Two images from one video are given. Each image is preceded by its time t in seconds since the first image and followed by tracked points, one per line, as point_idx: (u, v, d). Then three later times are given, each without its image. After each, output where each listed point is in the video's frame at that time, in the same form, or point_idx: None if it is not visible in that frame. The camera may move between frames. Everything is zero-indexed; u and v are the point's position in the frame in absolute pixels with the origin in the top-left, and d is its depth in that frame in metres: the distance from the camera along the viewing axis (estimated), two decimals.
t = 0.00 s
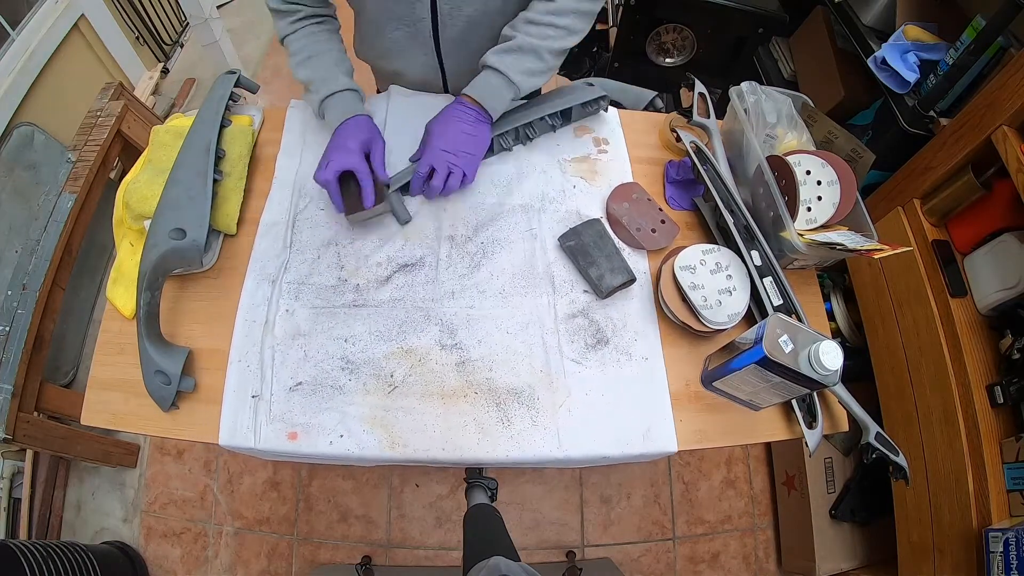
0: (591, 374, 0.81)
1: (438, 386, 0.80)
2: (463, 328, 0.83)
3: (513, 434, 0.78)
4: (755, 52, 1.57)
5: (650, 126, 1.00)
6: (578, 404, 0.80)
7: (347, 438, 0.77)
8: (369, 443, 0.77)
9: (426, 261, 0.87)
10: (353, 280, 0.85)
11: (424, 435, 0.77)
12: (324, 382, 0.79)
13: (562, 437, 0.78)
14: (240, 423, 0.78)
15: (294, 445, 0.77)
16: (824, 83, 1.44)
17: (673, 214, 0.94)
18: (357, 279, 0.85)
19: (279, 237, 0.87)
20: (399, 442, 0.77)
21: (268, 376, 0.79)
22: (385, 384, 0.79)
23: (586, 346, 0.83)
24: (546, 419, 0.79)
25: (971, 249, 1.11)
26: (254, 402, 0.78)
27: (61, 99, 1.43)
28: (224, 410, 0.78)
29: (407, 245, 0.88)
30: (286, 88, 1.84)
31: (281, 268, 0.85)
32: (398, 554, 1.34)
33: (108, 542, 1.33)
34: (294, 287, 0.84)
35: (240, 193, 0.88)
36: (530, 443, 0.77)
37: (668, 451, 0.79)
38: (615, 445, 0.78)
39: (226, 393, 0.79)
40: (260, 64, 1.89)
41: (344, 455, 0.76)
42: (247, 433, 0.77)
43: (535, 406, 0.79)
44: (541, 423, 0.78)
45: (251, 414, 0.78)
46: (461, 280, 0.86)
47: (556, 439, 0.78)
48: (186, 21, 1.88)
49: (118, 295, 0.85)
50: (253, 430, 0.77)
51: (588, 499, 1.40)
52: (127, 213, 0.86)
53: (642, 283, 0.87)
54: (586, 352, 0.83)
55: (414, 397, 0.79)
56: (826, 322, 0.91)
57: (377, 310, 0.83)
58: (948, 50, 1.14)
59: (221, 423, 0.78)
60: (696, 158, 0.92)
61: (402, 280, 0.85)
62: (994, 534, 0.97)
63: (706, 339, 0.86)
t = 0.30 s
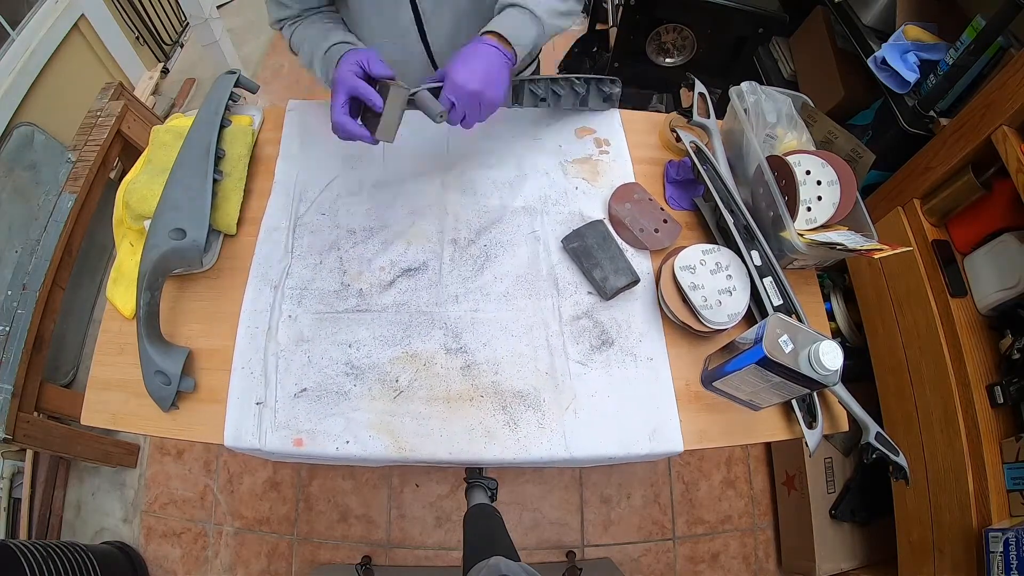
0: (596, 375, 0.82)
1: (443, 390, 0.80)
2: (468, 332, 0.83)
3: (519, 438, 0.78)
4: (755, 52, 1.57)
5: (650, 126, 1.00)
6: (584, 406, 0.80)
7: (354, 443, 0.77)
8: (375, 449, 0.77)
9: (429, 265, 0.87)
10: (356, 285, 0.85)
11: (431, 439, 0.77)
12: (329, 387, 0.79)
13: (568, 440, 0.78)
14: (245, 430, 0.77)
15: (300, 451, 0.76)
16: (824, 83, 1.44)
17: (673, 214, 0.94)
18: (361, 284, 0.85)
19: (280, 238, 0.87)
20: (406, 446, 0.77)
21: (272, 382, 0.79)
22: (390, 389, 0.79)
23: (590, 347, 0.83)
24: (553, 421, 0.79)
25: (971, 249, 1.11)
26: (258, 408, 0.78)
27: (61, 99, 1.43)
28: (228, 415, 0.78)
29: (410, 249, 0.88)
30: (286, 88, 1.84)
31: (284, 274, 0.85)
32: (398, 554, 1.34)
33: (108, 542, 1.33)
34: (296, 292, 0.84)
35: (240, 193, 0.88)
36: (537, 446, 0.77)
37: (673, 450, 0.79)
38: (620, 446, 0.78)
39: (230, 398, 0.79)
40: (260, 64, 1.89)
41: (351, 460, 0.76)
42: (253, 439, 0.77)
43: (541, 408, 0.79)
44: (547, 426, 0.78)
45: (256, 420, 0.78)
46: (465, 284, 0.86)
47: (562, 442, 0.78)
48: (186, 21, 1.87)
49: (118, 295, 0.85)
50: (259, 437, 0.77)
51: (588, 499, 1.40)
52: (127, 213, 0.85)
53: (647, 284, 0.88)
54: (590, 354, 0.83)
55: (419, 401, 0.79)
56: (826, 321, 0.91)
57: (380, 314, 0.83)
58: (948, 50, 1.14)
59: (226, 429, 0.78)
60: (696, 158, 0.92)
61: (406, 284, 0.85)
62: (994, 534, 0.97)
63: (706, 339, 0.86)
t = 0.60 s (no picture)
0: (596, 375, 0.82)
1: (443, 390, 0.80)
2: (468, 332, 0.83)
3: (520, 438, 0.78)
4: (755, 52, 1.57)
5: (651, 126, 1.00)
6: (584, 407, 0.80)
7: (354, 444, 0.77)
8: (376, 449, 0.76)
9: (429, 264, 0.87)
10: (356, 285, 0.85)
11: (431, 438, 0.77)
12: (329, 388, 0.79)
13: (568, 440, 0.78)
14: (245, 431, 0.77)
15: (300, 451, 0.76)
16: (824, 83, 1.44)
17: (674, 214, 0.94)
18: (361, 285, 0.85)
19: (279, 238, 0.87)
20: (406, 446, 0.77)
21: (272, 382, 0.79)
22: (390, 389, 0.79)
23: (591, 348, 0.83)
24: (553, 422, 0.79)
25: (971, 249, 1.11)
26: (258, 408, 0.78)
27: (61, 99, 1.43)
28: (228, 415, 0.78)
29: (410, 249, 0.88)
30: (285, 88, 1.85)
31: (283, 274, 0.85)
32: (398, 554, 1.34)
33: (108, 542, 1.33)
34: (296, 292, 0.84)
35: (240, 193, 0.88)
36: (537, 446, 0.77)
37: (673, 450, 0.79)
38: (620, 446, 0.78)
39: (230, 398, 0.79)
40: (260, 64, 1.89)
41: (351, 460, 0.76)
42: (252, 439, 0.77)
43: (541, 409, 0.79)
44: (547, 426, 0.78)
45: (256, 420, 0.78)
46: (465, 284, 0.86)
47: (562, 442, 0.78)
48: (186, 21, 1.87)
49: (117, 295, 0.85)
50: (259, 436, 0.77)
51: (588, 500, 1.40)
52: (127, 213, 0.85)
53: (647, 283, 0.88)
54: (591, 354, 0.83)
55: (419, 401, 0.79)
56: (826, 321, 0.91)
57: (380, 314, 0.83)
58: (948, 50, 1.14)
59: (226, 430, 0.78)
60: (696, 158, 0.92)
61: (406, 284, 0.85)
62: (994, 534, 0.97)
63: (706, 339, 0.86)
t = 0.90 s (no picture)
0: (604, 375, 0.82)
1: (453, 399, 0.79)
2: (474, 339, 0.83)
3: (533, 442, 0.78)
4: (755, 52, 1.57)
5: (649, 125, 1.00)
6: (595, 406, 0.80)
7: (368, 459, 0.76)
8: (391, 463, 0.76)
9: (431, 273, 0.86)
10: (358, 298, 0.84)
11: (445, 448, 0.77)
12: (339, 404, 0.79)
13: (583, 440, 0.78)
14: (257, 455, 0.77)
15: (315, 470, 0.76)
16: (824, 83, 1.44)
17: (673, 214, 0.94)
18: (363, 298, 0.84)
19: (278, 239, 0.87)
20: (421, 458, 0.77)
21: (280, 403, 0.79)
22: (400, 402, 0.79)
23: (597, 347, 0.83)
24: (565, 423, 0.79)
25: (971, 249, 1.11)
26: (268, 430, 0.78)
27: (61, 99, 1.43)
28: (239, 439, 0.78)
29: (413, 261, 0.87)
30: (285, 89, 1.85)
31: (285, 292, 0.84)
32: (398, 554, 1.34)
33: (108, 542, 1.33)
34: (298, 309, 0.83)
35: (240, 193, 0.88)
36: (551, 449, 0.77)
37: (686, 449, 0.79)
38: (632, 444, 0.78)
39: (238, 422, 0.78)
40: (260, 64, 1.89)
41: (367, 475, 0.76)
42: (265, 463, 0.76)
43: (552, 411, 0.79)
44: (560, 427, 0.79)
45: (266, 442, 0.77)
46: (468, 290, 0.85)
47: (576, 442, 0.78)
48: (186, 21, 1.87)
49: (117, 295, 0.85)
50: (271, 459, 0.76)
51: (588, 499, 1.40)
52: (127, 213, 0.85)
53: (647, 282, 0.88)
54: (597, 353, 0.83)
55: (430, 412, 0.79)
56: (826, 321, 0.91)
57: (384, 326, 0.83)
58: (948, 51, 1.14)
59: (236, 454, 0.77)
60: (696, 157, 0.92)
61: (409, 295, 0.85)
62: (994, 534, 0.97)
63: (706, 339, 0.86)
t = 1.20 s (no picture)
0: (611, 370, 0.82)
1: (464, 403, 0.80)
2: (481, 341, 0.83)
3: (546, 441, 0.78)
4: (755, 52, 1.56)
5: (647, 125, 1.00)
6: (605, 402, 0.80)
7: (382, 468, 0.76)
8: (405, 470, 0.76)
9: (434, 277, 0.86)
10: (361, 306, 0.84)
11: (459, 451, 0.77)
12: (349, 414, 0.79)
13: (595, 436, 0.79)
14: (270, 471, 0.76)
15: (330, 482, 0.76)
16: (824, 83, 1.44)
17: (673, 214, 0.94)
18: (367, 305, 0.84)
19: (277, 240, 0.87)
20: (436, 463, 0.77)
21: (288, 416, 0.78)
22: (410, 408, 0.79)
23: (603, 343, 0.84)
24: (576, 420, 0.79)
25: (971, 249, 1.11)
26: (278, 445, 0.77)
27: (61, 99, 1.43)
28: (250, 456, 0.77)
29: (415, 267, 0.87)
30: (286, 89, 1.85)
31: (288, 306, 0.84)
32: (399, 554, 1.35)
33: (108, 542, 1.33)
34: (301, 321, 0.83)
35: (240, 193, 0.88)
36: (565, 448, 0.78)
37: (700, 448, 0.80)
38: (645, 438, 0.79)
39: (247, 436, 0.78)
40: (260, 64, 1.89)
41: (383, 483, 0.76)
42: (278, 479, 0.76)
43: (563, 409, 0.80)
44: (572, 425, 0.79)
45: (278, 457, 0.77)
46: (472, 293, 0.85)
47: (589, 439, 0.78)
48: (186, 21, 1.87)
49: (117, 295, 0.85)
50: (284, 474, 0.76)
51: (588, 500, 1.40)
52: (127, 213, 0.86)
53: (648, 279, 0.88)
54: (604, 350, 0.83)
55: (441, 417, 0.79)
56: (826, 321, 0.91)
57: (389, 333, 0.83)
58: (948, 51, 1.14)
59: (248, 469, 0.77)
60: (695, 158, 0.92)
61: (413, 300, 0.85)
62: (994, 534, 0.97)
63: (705, 339, 0.86)
